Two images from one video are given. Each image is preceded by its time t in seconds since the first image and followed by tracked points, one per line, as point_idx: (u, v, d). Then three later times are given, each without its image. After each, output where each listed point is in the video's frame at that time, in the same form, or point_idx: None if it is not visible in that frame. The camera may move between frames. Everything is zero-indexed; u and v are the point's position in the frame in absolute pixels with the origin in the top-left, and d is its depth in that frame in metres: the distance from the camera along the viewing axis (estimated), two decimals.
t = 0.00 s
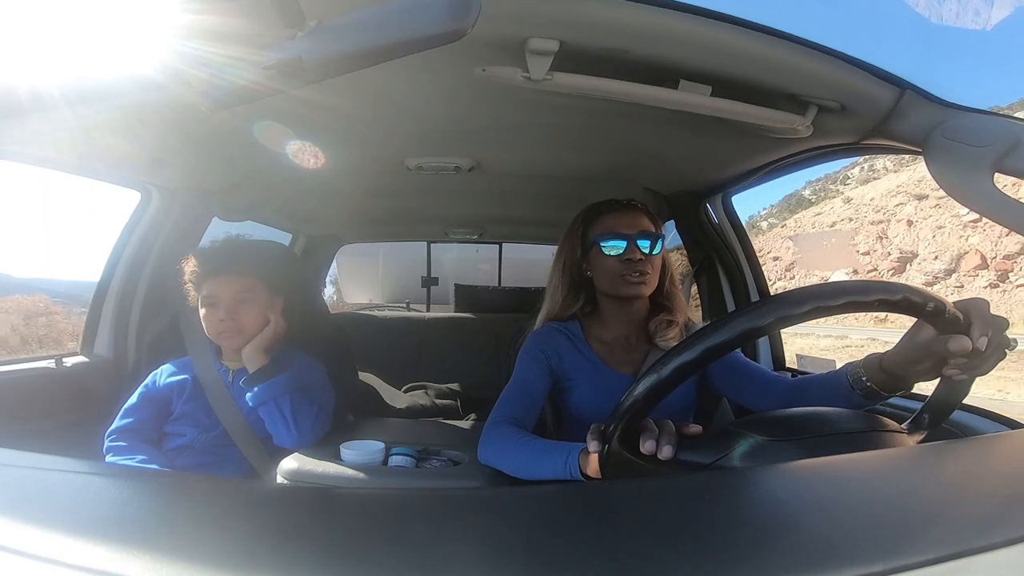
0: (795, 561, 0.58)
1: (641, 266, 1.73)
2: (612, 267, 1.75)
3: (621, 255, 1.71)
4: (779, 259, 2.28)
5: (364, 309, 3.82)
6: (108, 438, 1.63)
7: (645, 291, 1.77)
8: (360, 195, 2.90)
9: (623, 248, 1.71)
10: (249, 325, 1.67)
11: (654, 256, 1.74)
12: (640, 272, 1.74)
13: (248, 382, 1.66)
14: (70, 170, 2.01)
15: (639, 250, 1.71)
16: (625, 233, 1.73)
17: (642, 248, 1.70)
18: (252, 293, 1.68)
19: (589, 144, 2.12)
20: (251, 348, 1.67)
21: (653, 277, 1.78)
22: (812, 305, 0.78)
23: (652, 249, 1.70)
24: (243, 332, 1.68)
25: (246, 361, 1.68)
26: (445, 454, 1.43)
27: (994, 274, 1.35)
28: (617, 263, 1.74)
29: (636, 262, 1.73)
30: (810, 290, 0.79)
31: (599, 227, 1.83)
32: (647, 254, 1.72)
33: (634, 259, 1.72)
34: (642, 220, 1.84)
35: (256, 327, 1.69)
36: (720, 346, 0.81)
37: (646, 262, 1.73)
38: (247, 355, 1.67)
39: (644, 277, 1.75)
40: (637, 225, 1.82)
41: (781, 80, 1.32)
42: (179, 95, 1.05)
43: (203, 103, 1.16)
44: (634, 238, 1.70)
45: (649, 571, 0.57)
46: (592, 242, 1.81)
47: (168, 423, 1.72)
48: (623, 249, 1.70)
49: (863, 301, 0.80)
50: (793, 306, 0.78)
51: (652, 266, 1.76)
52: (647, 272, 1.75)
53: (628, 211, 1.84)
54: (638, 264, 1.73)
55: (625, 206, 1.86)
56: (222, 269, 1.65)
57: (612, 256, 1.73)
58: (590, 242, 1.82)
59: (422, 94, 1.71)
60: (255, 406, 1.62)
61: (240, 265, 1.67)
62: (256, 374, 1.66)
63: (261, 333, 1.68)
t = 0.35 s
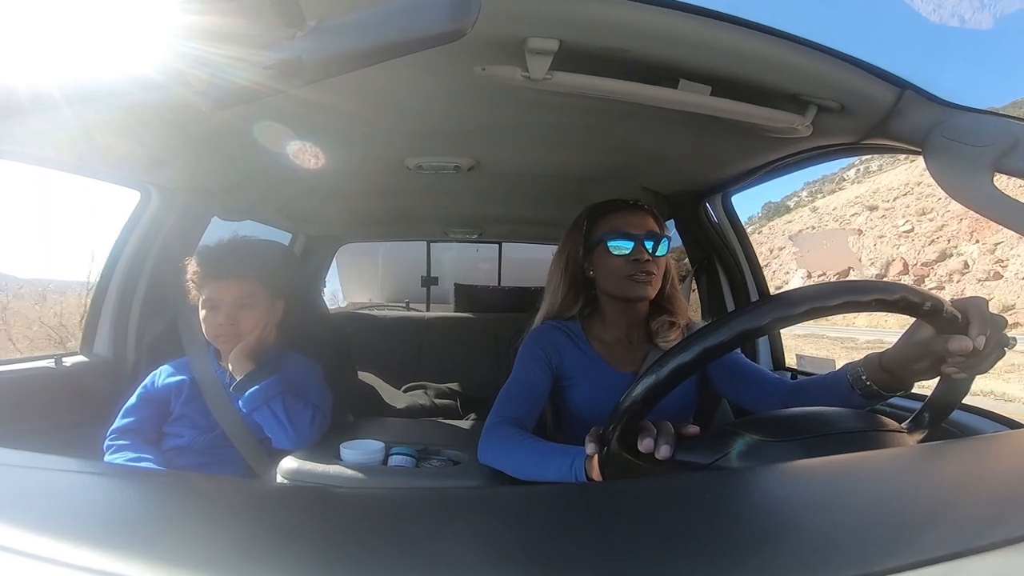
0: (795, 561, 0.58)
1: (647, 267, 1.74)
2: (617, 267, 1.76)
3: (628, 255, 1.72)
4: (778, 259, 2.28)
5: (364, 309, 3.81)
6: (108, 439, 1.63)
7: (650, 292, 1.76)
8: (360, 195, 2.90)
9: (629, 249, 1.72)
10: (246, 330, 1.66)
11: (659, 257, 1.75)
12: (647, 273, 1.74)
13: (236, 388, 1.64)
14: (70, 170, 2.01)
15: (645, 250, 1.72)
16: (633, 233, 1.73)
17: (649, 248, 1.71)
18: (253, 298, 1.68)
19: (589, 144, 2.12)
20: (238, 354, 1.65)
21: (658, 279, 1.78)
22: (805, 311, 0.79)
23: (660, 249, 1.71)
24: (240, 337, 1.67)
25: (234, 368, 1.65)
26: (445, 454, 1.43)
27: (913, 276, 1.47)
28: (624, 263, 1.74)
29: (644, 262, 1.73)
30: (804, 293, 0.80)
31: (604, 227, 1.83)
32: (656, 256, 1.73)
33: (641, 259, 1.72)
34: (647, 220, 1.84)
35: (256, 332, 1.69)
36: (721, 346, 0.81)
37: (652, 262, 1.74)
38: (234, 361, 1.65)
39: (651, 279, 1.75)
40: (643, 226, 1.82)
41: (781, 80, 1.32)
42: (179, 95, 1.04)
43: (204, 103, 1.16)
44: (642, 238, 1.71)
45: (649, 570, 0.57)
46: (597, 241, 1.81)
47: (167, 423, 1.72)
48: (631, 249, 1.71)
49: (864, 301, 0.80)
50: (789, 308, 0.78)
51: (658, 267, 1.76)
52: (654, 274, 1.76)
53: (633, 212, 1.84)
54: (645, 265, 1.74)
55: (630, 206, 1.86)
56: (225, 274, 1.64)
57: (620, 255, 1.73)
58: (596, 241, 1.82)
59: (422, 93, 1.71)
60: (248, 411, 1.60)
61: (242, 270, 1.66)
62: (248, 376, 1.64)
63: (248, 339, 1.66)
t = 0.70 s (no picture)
0: (795, 562, 0.58)
1: (646, 269, 1.73)
2: (617, 268, 1.76)
3: (627, 256, 1.71)
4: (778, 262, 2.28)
5: (364, 310, 3.82)
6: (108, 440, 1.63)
7: (649, 293, 1.76)
8: (360, 195, 2.89)
9: (629, 249, 1.70)
10: (248, 331, 1.67)
11: (659, 258, 1.74)
12: (645, 274, 1.74)
13: (238, 388, 1.63)
14: (70, 170, 2.01)
15: (645, 252, 1.71)
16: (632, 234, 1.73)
17: (648, 250, 1.71)
18: (253, 300, 1.68)
19: (589, 144, 2.12)
20: (239, 355, 1.64)
21: (657, 279, 1.77)
22: (833, 301, 0.79)
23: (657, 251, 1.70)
24: (242, 338, 1.67)
25: (234, 367, 1.65)
26: (445, 454, 1.43)
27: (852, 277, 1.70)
28: (622, 264, 1.74)
29: (641, 264, 1.73)
30: (821, 287, 0.79)
31: (605, 227, 1.84)
32: (654, 257, 1.72)
33: (639, 261, 1.72)
34: (647, 221, 1.84)
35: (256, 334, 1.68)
36: (722, 346, 0.81)
37: (651, 264, 1.73)
38: (235, 360, 1.64)
39: (649, 280, 1.75)
40: (643, 227, 1.81)
41: (781, 81, 1.32)
42: (179, 95, 1.05)
43: (204, 103, 1.16)
44: (641, 239, 1.70)
45: (649, 570, 0.57)
46: (598, 241, 1.81)
47: (168, 424, 1.72)
48: (629, 250, 1.70)
49: (867, 301, 0.80)
50: (810, 301, 0.78)
51: (657, 268, 1.76)
52: (653, 275, 1.75)
53: (634, 212, 1.84)
54: (643, 266, 1.73)
55: (629, 206, 1.86)
56: (227, 278, 1.64)
57: (618, 256, 1.73)
58: (595, 241, 1.82)
59: (423, 94, 1.71)
60: (249, 411, 1.60)
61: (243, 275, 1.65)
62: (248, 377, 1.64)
63: (251, 339, 1.66)
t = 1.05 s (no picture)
0: (795, 562, 0.57)
1: (647, 267, 1.74)
2: (618, 266, 1.76)
3: (629, 253, 1.73)
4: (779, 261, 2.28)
5: (363, 309, 3.81)
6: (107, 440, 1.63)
7: (649, 292, 1.76)
8: (360, 195, 2.89)
9: (630, 248, 1.72)
10: (247, 329, 1.67)
11: (660, 257, 1.75)
12: (646, 273, 1.75)
13: (240, 386, 1.65)
14: (71, 170, 2.01)
15: (645, 250, 1.73)
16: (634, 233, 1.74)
17: (649, 249, 1.72)
18: (255, 300, 1.69)
19: (589, 143, 2.12)
20: (240, 352, 1.66)
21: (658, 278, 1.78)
22: (843, 299, 0.79)
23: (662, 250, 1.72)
24: (242, 336, 1.68)
25: (237, 365, 1.67)
26: (445, 454, 1.43)
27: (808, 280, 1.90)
28: (623, 262, 1.75)
29: (642, 262, 1.74)
30: (822, 285, 0.80)
31: (607, 225, 1.84)
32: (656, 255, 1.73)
33: (640, 258, 1.73)
34: (649, 220, 1.84)
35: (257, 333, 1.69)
36: (722, 344, 0.81)
37: (651, 262, 1.74)
38: (236, 358, 1.66)
39: (650, 279, 1.75)
40: (644, 226, 1.82)
41: (780, 80, 1.32)
42: (180, 96, 1.05)
43: (205, 104, 1.16)
44: (643, 237, 1.72)
45: (649, 570, 0.57)
46: (600, 239, 1.81)
47: (167, 423, 1.72)
48: (632, 248, 1.72)
49: (867, 302, 0.80)
50: (810, 300, 0.78)
51: (658, 267, 1.77)
52: (653, 273, 1.76)
53: (636, 211, 1.84)
54: (644, 264, 1.74)
55: (630, 205, 1.86)
56: (227, 275, 1.64)
57: (620, 254, 1.74)
58: (597, 239, 1.82)
59: (422, 93, 1.71)
60: (250, 409, 1.60)
61: (242, 272, 1.65)
62: (249, 377, 1.65)
63: (250, 337, 1.67)
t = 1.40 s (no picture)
0: (795, 562, 0.57)
1: (650, 267, 1.75)
2: (621, 266, 1.76)
3: (633, 254, 1.73)
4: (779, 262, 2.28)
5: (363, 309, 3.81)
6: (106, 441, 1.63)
7: (652, 292, 1.76)
8: (360, 195, 2.89)
9: (634, 248, 1.73)
10: (249, 328, 1.67)
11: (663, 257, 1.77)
12: (650, 273, 1.75)
13: (242, 384, 1.63)
14: (71, 171, 2.01)
15: (649, 250, 1.74)
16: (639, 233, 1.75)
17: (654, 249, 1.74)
18: (255, 300, 1.69)
19: (588, 143, 2.12)
20: (245, 350, 1.65)
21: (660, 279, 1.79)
22: (867, 298, 0.79)
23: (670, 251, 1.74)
24: (243, 336, 1.68)
25: (240, 362, 1.66)
26: (445, 454, 1.43)
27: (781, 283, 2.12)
28: (626, 262, 1.75)
29: (647, 262, 1.74)
30: (843, 283, 0.80)
31: (610, 224, 1.84)
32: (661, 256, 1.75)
33: (645, 259, 1.74)
34: (655, 221, 1.85)
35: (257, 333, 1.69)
36: (722, 344, 0.80)
37: (656, 262, 1.75)
38: (240, 356, 1.65)
39: (653, 279, 1.76)
40: (650, 226, 1.82)
41: (780, 80, 1.32)
42: (180, 96, 1.05)
43: (206, 104, 1.16)
44: (648, 238, 1.73)
45: (648, 570, 0.57)
46: (603, 239, 1.82)
47: (167, 423, 1.72)
48: (636, 248, 1.73)
49: (879, 302, 0.80)
50: (813, 300, 0.78)
51: (661, 267, 1.78)
52: (656, 274, 1.76)
53: (641, 211, 1.84)
54: (648, 264, 1.75)
55: (633, 205, 1.86)
56: (231, 274, 1.66)
57: (625, 254, 1.74)
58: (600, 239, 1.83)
59: (422, 93, 1.70)
60: (251, 408, 1.60)
61: (242, 272, 1.67)
62: (249, 378, 1.64)
63: (254, 336, 1.67)
